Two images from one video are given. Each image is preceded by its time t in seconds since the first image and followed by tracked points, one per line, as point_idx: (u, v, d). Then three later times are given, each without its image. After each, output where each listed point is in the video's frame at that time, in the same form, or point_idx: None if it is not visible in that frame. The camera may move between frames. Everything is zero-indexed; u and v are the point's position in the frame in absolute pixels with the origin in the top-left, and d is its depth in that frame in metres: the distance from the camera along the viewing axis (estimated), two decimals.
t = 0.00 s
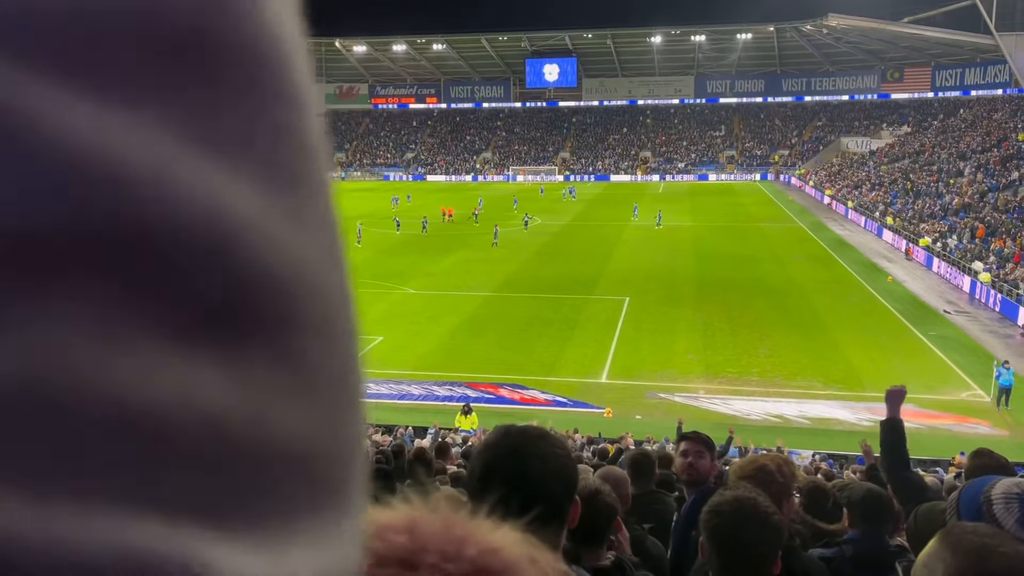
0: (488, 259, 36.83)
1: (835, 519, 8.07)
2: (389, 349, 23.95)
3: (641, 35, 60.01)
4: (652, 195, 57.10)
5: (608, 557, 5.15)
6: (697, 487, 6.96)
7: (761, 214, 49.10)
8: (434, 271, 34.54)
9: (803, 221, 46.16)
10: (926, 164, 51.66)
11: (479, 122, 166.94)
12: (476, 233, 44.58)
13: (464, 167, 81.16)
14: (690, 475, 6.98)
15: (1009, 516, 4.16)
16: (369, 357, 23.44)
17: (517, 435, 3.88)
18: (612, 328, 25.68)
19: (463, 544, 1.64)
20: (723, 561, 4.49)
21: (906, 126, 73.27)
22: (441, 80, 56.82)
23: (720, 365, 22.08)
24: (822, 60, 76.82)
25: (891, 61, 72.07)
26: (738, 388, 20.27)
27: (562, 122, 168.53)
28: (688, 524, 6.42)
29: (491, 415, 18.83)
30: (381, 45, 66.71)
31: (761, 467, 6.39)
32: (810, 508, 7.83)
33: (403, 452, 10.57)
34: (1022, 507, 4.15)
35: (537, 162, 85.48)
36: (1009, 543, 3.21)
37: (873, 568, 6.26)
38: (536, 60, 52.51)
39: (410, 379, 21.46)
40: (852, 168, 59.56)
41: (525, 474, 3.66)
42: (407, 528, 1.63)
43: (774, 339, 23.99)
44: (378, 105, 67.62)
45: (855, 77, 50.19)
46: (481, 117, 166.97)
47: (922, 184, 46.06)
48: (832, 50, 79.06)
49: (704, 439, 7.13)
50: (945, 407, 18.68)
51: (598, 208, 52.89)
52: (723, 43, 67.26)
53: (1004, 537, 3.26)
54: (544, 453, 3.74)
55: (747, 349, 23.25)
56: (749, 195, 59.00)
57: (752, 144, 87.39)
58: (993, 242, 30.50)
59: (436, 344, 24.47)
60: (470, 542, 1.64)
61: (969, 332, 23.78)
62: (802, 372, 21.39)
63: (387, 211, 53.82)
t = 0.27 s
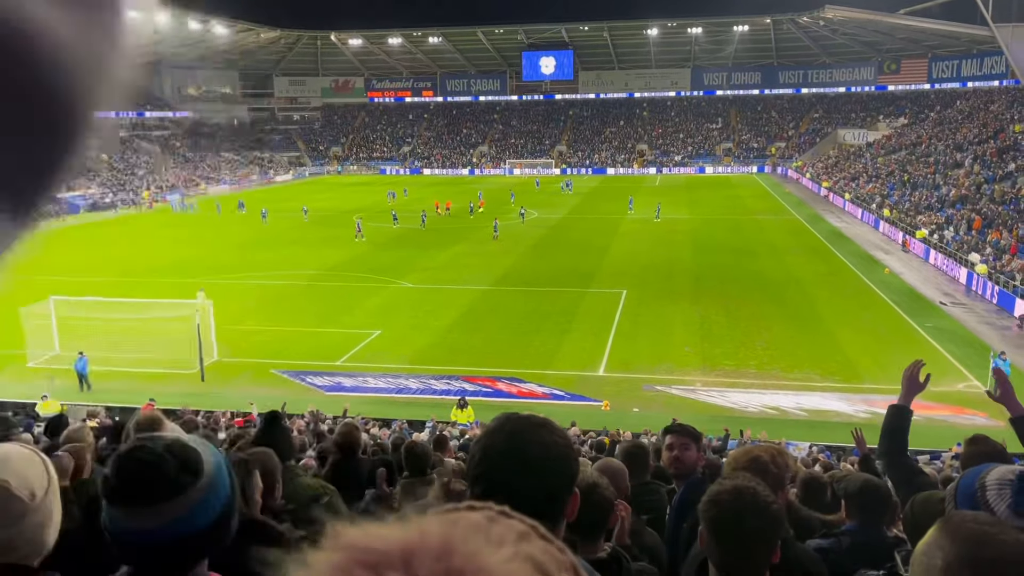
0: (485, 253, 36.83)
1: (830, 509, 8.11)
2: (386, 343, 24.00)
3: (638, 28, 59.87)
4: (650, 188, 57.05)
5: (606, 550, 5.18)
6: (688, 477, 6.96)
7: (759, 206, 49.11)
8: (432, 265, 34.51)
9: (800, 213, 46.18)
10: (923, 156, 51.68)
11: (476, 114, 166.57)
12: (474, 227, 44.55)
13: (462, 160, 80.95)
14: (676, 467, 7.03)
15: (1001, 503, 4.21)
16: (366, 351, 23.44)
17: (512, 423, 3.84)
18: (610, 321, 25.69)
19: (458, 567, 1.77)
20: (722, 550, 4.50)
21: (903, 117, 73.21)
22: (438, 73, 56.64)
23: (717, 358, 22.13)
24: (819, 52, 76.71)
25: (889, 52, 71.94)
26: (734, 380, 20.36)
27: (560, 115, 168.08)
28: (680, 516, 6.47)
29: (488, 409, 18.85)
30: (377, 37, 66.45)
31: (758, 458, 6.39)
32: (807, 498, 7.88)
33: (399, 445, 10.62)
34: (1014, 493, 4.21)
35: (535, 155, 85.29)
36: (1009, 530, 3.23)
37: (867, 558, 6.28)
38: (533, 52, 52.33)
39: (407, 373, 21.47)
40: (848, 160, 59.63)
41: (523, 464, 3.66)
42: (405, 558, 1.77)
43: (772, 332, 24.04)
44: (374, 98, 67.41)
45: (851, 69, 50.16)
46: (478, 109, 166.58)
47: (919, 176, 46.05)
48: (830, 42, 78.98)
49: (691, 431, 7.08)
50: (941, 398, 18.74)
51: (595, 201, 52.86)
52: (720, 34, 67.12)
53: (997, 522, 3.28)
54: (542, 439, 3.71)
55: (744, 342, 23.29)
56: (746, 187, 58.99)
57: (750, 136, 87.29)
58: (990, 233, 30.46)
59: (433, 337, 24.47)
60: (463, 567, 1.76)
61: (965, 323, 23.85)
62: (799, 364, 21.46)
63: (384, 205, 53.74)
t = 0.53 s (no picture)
0: (486, 249, 36.82)
1: (832, 506, 8.10)
2: (387, 340, 23.97)
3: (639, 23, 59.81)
4: (650, 184, 57.02)
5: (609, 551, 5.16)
6: (686, 475, 6.89)
7: (760, 201, 49.10)
8: (432, 261, 34.50)
9: (801, 208, 46.14)
10: (924, 150, 51.61)
11: (476, 110, 166.74)
12: (474, 223, 44.51)
13: (462, 157, 80.93)
14: (674, 467, 6.91)
15: (1002, 502, 4.20)
16: (367, 349, 23.40)
17: (517, 426, 3.80)
18: (610, 317, 25.67)
19: None
20: (727, 552, 4.48)
21: (904, 112, 73.13)
22: (437, 70, 56.61)
23: (719, 353, 22.10)
24: (819, 46, 76.64)
25: (889, 46, 71.92)
26: (736, 375, 20.33)
27: (560, 110, 167.91)
28: (681, 514, 6.47)
29: (489, 405, 18.83)
30: (376, 34, 66.41)
31: (763, 456, 6.35)
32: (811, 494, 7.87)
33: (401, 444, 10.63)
34: (1017, 491, 4.20)
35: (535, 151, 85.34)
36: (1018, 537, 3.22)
37: (873, 557, 6.27)
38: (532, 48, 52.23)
39: (407, 370, 21.44)
40: (849, 155, 59.54)
41: (528, 465, 3.63)
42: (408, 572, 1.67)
43: (773, 327, 24.01)
44: (374, 95, 67.41)
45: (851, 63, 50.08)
46: (478, 105, 166.75)
47: (920, 170, 46.01)
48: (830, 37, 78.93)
49: (688, 428, 7.00)
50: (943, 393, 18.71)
51: (595, 196, 52.84)
52: (720, 29, 67.11)
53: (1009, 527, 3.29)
54: (544, 441, 3.69)
55: (745, 337, 23.27)
56: (747, 182, 58.96)
57: (751, 131, 87.27)
58: (991, 226, 30.39)
59: (434, 334, 24.43)
60: None
61: (966, 318, 23.82)
62: (800, 360, 21.43)
63: (384, 202, 53.76)
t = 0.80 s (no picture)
0: (487, 246, 36.85)
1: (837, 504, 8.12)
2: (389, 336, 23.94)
3: (640, 18, 59.75)
4: (651, 180, 57.12)
5: (614, 546, 5.20)
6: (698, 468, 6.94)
7: (761, 197, 49.09)
8: (434, 258, 34.55)
9: (803, 204, 46.11)
10: (926, 145, 51.52)
11: (477, 107, 166.84)
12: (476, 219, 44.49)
13: (463, 153, 80.98)
14: (685, 458, 6.94)
15: (1004, 492, 4.19)
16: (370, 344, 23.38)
17: (528, 420, 3.87)
18: (612, 313, 25.69)
19: None
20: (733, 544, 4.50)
21: (907, 107, 73.06)
22: (439, 66, 56.65)
23: (721, 349, 22.07)
24: (821, 41, 76.57)
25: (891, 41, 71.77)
26: (737, 371, 20.34)
27: (561, 106, 167.89)
28: (688, 508, 6.52)
29: (492, 402, 18.83)
30: (378, 30, 66.41)
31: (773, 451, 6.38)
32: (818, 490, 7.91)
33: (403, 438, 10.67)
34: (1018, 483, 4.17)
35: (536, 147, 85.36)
36: None
37: (876, 551, 6.28)
38: (533, 44, 52.34)
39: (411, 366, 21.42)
40: (851, 150, 59.49)
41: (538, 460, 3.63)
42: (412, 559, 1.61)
43: (775, 323, 24.02)
44: (376, 91, 67.48)
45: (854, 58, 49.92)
46: (479, 102, 166.76)
47: (922, 165, 45.93)
48: (832, 32, 78.66)
49: (703, 423, 7.06)
50: (945, 387, 18.71)
51: (596, 193, 52.87)
52: (721, 25, 67.05)
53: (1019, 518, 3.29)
54: (555, 435, 3.75)
55: (747, 333, 23.25)
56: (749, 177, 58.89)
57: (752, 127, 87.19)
58: (994, 222, 30.32)
59: (436, 330, 24.48)
60: None
61: (968, 313, 23.83)
62: (802, 355, 21.42)
63: (385, 199, 53.83)
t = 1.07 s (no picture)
0: (490, 243, 36.88)
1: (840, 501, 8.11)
2: (392, 333, 23.98)
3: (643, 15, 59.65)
4: (654, 178, 57.11)
5: (618, 544, 5.22)
6: (707, 466, 6.93)
7: (763, 194, 49.07)
8: (437, 255, 34.59)
9: (806, 201, 46.07)
10: (929, 142, 51.41)
11: (480, 105, 166.88)
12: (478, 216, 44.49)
13: (466, 152, 81.00)
14: (694, 457, 6.96)
15: (1006, 487, 4.17)
16: (373, 342, 23.43)
17: (535, 417, 3.84)
18: (614, 310, 25.71)
19: None
20: (737, 542, 4.50)
21: (911, 104, 72.94)
22: (441, 64, 56.66)
23: (723, 346, 22.08)
24: (825, 38, 76.47)
25: (895, 37, 71.61)
26: (739, 369, 20.37)
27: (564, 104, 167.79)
28: (694, 506, 6.56)
29: (495, 399, 18.87)
30: (381, 28, 66.43)
31: (783, 448, 6.38)
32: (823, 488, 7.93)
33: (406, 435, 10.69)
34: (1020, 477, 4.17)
35: (539, 144, 85.34)
36: None
37: (880, 548, 6.29)
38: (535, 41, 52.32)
39: (414, 363, 21.48)
40: (854, 147, 59.40)
41: (543, 459, 3.62)
42: None
43: (778, 320, 24.03)
44: (379, 89, 67.52)
45: (857, 55, 49.82)
46: (483, 99, 166.73)
47: (926, 163, 45.85)
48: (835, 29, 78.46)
49: (712, 421, 7.06)
50: (947, 385, 18.71)
51: (598, 190, 52.86)
52: (724, 22, 66.92)
53: None
54: (563, 433, 3.71)
55: (749, 330, 23.26)
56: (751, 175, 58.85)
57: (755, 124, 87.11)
58: (997, 219, 30.27)
59: (439, 328, 24.52)
60: None
61: (971, 310, 23.82)
62: (804, 352, 21.43)
63: (388, 196, 53.90)
